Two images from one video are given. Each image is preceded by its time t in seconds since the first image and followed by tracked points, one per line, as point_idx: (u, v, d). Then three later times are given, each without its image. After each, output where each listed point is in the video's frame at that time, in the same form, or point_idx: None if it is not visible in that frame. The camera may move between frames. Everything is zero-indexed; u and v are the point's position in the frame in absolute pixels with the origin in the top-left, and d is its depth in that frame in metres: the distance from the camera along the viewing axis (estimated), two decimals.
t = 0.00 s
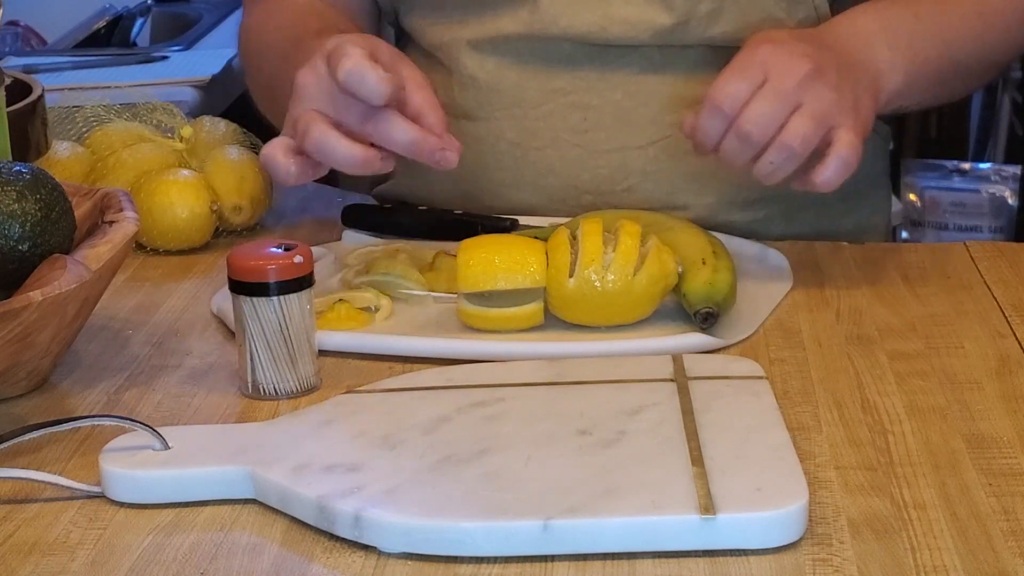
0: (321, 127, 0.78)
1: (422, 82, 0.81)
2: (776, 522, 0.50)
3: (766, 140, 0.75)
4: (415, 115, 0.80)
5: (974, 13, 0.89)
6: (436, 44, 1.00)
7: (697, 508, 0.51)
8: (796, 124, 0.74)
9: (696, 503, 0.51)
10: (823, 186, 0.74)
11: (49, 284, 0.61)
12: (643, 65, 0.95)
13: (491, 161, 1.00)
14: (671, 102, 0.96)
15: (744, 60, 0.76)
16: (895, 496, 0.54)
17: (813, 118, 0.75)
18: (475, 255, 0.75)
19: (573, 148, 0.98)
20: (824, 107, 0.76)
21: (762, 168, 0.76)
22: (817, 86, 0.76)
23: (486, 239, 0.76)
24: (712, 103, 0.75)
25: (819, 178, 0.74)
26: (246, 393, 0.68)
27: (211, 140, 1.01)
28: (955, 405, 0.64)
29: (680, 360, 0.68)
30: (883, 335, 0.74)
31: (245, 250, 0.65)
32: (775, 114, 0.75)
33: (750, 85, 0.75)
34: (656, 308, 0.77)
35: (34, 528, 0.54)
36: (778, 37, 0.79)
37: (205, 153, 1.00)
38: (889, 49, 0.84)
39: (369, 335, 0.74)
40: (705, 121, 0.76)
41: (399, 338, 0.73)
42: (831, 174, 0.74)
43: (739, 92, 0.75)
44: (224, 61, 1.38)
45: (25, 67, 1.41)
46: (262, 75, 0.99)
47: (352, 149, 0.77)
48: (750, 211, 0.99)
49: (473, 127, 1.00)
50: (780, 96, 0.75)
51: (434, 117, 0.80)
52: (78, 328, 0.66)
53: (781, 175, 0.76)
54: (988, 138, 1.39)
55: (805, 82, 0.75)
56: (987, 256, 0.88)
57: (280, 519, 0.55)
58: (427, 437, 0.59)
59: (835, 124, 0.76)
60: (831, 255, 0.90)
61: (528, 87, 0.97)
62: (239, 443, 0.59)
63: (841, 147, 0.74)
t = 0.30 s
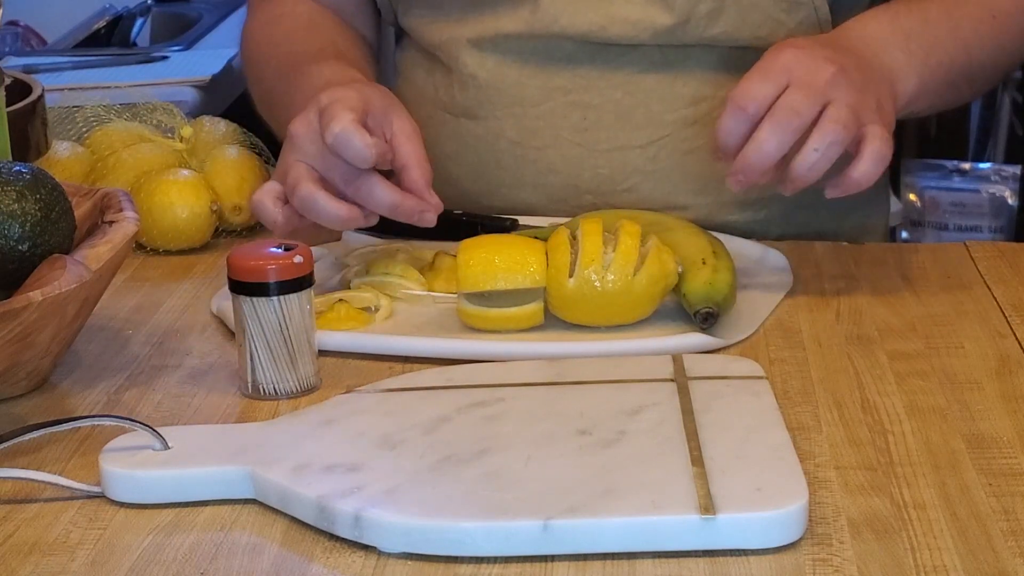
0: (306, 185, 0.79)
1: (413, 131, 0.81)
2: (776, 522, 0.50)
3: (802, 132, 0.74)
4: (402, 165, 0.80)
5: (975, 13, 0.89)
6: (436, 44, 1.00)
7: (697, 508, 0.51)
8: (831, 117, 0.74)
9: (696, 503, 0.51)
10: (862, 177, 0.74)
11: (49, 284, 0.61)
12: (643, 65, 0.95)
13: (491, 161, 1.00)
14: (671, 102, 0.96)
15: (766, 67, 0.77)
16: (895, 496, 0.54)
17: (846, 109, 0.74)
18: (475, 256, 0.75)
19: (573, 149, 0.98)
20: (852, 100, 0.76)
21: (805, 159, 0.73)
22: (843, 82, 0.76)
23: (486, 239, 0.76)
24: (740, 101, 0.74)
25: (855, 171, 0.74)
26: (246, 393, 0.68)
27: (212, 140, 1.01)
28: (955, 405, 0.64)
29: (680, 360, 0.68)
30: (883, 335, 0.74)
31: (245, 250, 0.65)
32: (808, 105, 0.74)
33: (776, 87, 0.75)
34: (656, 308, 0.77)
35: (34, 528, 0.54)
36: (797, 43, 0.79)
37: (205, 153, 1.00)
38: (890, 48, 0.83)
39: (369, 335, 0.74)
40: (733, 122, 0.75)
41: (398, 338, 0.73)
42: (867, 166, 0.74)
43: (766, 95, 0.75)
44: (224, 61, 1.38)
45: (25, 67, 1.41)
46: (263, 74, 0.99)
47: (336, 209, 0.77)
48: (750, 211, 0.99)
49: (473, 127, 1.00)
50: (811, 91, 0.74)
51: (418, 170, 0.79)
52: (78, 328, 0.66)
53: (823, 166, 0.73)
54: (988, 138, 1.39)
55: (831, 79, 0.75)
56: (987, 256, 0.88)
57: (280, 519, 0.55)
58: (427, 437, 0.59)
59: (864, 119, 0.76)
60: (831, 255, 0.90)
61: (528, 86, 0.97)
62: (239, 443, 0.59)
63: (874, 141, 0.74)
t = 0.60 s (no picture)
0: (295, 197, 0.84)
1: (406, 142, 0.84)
2: (777, 522, 0.50)
3: (809, 169, 0.77)
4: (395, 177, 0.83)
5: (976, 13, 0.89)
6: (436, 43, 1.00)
7: (697, 508, 0.51)
8: (841, 164, 0.76)
9: (696, 503, 0.51)
10: (844, 232, 0.77)
11: (48, 284, 0.61)
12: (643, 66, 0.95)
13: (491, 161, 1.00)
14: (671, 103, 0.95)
15: (813, 85, 0.77)
16: (894, 497, 0.54)
17: (860, 161, 0.77)
18: (475, 255, 0.75)
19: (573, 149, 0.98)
20: (873, 153, 0.77)
21: (796, 201, 0.77)
22: (873, 131, 0.77)
23: (486, 239, 0.76)
24: (772, 117, 0.76)
25: (843, 225, 0.77)
26: (246, 393, 0.68)
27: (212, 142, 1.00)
28: (955, 405, 0.64)
29: (680, 360, 0.68)
30: (883, 335, 0.74)
31: (245, 250, 0.65)
32: (824, 145, 0.76)
33: (811, 110, 0.76)
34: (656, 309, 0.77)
35: (34, 528, 0.54)
36: (842, 69, 0.80)
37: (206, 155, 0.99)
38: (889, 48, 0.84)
39: (368, 334, 0.74)
40: (759, 132, 0.76)
41: (398, 338, 0.73)
42: (853, 224, 0.77)
43: (800, 116, 0.76)
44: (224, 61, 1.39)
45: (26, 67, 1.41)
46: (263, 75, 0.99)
47: (322, 215, 0.81)
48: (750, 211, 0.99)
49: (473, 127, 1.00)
50: (837, 132, 0.76)
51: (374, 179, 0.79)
52: (78, 328, 0.66)
53: (811, 212, 0.77)
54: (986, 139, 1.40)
55: (862, 126, 0.76)
56: (987, 256, 0.88)
57: (280, 518, 0.55)
58: (427, 437, 0.59)
59: (877, 172, 0.78)
60: (831, 255, 0.90)
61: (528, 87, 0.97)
62: (239, 443, 0.59)
63: (870, 202, 0.77)
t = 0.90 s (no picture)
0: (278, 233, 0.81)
1: (380, 178, 0.83)
2: (777, 522, 0.50)
3: (824, 168, 0.77)
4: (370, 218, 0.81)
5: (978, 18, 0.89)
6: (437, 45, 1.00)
7: (697, 508, 0.51)
8: (855, 162, 0.76)
9: (696, 503, 0.51)
10: (858, 229, 0.79)
11: (48, 284, 0.61)
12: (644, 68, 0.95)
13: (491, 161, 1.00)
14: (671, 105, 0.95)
15: (825, 82, 0.77)
16: (894, 497, 0.54)
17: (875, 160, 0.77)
18: (476, 255, 0.75)
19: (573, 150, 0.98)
20: (887, 151, 0.77)
21: (811, 198, 0.77)
22: (887, 129, 0.77)
23: (487, 239, 0.76)
24: (787, 115, 0.75)
25: (856, 222, 0.79)
26: (246, 394, 0.68)
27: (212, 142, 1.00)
28: (955, 405, 0.64)
29: (680, 360, 0.68)
30: (883, 335, 0.74)
31: (245, 250, 0.65)
32: (839, 144, 0.76)
33: (825, 107, 0.76)
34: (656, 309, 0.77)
35: (34, 528, 0.54)
36: (855, 66, 0.80)
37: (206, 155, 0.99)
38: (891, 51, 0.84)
39: (368, 334, 0.74)
40: (774, 129, 0.76)
41: (399, 337, 0.73)
42: (867, 221, 0.78)
43: (814, 113, 0.76)
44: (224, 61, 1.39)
45: (26, 67, 1.41)
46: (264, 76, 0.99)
47: (331, 273, 0.75)
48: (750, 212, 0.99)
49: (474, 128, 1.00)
50: (851, 131, 0.76)
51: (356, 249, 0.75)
52: (78, 328, 0.66)
53: (825, 209, 0.78)
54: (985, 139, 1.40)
55: (876, 123, 0.77)
56: (987, 257, 0.87)
57: (280, 518, 0.55)
58: (427, 437, 0.59)
59: (891, 170, 0.78)
60: (832, 256, 0.90)
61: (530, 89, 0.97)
62: (239, 443, 0.59)
63: (884, 198, 0.78)
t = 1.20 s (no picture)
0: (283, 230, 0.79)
1: (381, 192, 0.83)
2: (777, 522, 0.50)
3: (806, 173, 0.77)
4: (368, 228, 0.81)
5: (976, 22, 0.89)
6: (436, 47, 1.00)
7: (697, 508, 0.51)
8: (838, 168, 0.76)
9: (696, 503, 0.51)
10: (839, 236, 0.78)
11: (48, 284, 0.61)
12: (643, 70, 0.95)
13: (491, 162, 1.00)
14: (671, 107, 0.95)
15: (812, 87, 0.77)
16: (895, 497, 0.54)
17: (858, 166, 0.77)
18: (475, 255, 0.75)
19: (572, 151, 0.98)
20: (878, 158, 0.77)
21: (793, 204, 0.77)
22: (870, 135, 0.77)
23: (486, 239, 0.76)
24: (769, 120, 0.75)
25: (838, 228, 0.78)
26: (246, 393, 0.68)
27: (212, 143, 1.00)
28: (955, 405, 0.64)
29: (679, 360, 0.68)
30: (883, 335, 0.74)
31: (245, 250, 0.65)
32: (822, 150, 0.76)
33: (809, 112, 0.76)
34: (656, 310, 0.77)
35: (34, 527, 0.54)
36: (842, 72, 0.80)
37: (206, 156, 1.00)
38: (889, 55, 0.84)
39: (368, 334, 0.74)
40: (756, 135, 0.76)
41: (399, 337, 0.73)
42: (848, 227, 0.78)
43: (797, 117, 0.76)
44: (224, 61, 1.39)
45: (26, 66, 1.41)
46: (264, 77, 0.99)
47: (334, 273, 0.76)
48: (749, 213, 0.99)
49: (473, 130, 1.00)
50: (834, 136, 0.76)
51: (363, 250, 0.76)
52: (78, 328, 0.66)
53: (808, 214, 0.77)
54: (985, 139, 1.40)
55: (860, 129, 0.77)
56: (987, 257, 0.87)
57: (280, 518, 0.55)
58: (427, 437, 0.59)
59: (874, 176, 0.78)
60: (831, 257, 0.90)
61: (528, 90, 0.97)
62: (239, 443, 0.59)
63: (866, 205, 0.78)
